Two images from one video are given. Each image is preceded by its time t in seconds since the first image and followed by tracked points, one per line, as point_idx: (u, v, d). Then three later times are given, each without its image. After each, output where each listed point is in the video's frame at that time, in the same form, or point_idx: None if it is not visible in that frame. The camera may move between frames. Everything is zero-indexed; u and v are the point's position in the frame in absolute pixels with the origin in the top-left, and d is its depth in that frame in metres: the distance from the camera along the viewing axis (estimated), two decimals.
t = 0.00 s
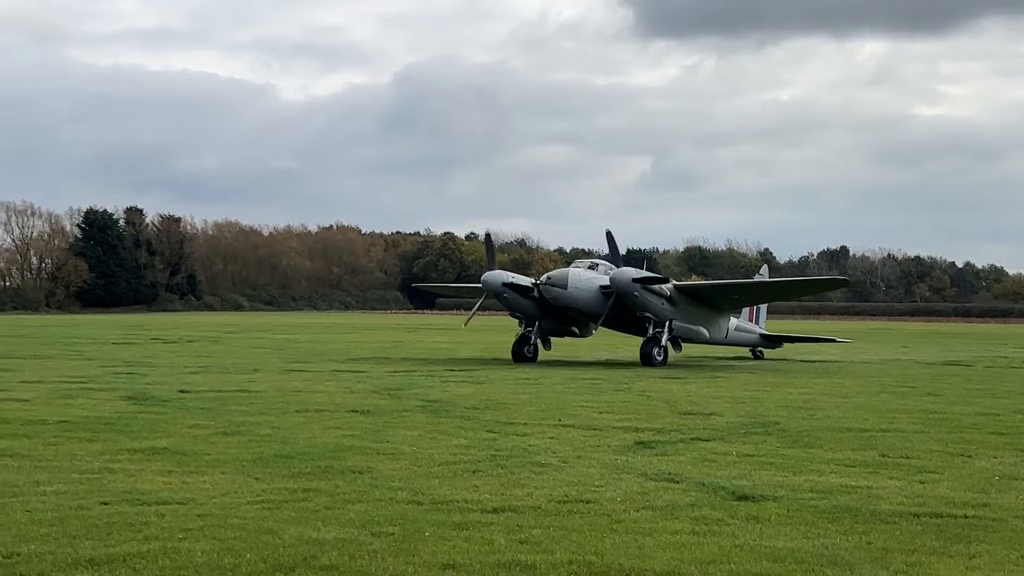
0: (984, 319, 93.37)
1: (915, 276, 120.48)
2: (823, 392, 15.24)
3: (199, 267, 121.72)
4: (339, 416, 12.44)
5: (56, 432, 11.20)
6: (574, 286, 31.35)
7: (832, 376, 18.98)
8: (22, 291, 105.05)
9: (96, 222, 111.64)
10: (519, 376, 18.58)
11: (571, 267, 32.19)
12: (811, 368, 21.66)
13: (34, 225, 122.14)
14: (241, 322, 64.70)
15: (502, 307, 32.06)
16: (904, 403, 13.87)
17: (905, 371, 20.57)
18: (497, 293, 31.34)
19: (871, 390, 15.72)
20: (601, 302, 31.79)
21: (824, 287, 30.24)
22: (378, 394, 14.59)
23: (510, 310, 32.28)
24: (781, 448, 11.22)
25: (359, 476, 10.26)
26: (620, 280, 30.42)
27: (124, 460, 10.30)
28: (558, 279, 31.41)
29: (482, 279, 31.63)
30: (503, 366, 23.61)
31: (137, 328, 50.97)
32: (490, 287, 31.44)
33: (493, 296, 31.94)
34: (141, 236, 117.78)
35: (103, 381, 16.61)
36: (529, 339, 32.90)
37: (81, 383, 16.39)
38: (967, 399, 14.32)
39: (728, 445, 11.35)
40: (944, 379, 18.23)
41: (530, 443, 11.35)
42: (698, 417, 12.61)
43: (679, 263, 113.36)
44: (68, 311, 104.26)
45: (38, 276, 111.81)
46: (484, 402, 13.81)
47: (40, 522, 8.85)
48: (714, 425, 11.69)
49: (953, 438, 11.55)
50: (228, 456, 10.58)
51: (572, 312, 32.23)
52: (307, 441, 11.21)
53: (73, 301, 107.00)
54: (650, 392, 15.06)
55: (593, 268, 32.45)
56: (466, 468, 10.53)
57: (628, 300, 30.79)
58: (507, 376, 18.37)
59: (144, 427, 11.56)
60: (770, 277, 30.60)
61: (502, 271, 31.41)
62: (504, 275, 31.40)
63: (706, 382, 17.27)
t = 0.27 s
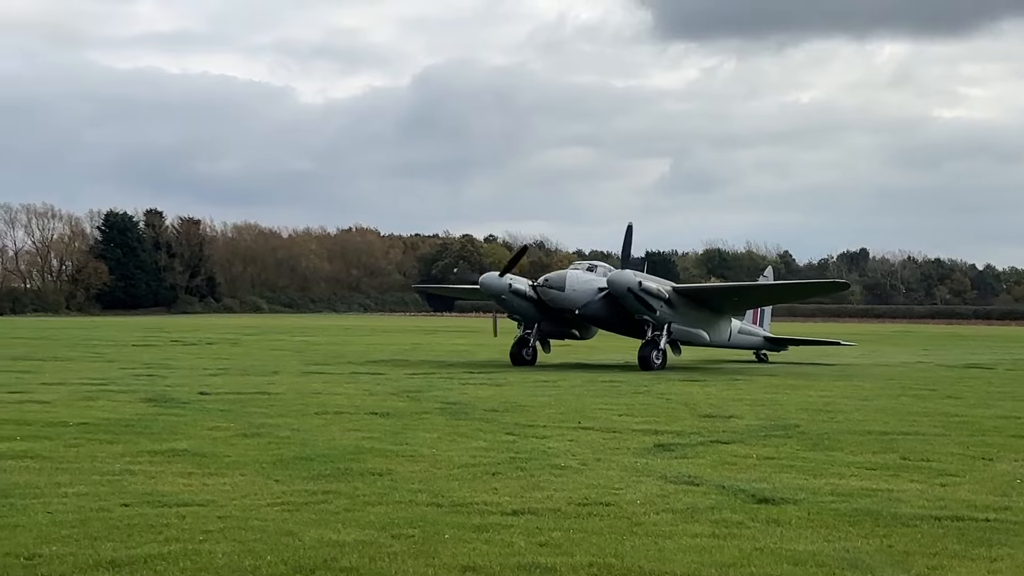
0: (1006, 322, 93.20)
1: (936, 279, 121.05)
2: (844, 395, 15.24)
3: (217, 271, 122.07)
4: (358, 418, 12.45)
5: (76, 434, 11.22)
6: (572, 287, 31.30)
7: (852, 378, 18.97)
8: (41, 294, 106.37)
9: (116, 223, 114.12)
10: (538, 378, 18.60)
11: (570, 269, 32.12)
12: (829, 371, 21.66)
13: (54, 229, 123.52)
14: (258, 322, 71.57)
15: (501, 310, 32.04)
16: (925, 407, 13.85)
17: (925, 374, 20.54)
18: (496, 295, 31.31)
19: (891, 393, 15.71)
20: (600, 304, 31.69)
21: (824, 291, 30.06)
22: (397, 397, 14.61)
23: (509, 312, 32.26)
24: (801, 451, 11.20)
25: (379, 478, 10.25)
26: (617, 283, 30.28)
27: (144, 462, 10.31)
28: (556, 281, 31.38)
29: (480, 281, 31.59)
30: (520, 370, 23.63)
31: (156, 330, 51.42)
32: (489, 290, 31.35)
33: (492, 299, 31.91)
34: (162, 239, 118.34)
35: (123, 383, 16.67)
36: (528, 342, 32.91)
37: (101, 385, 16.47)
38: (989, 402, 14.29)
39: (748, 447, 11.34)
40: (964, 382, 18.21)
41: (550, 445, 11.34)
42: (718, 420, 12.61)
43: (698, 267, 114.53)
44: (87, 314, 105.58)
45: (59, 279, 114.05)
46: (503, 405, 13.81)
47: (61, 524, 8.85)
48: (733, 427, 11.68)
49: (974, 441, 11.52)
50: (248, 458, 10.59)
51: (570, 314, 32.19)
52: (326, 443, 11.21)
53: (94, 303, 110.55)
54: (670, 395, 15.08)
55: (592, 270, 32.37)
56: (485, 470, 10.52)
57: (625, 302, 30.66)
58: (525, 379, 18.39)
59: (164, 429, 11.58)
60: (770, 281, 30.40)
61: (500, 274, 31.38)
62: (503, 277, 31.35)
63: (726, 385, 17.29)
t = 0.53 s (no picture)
0: None
1: (953, 281, 121.65)
2: (862, 398, 15.25)
3: (235, 271, 122.30)
4: (374, 421, 12.45)
5: (94, 436, 11.24)
6: (565, 290, 31.16)
7: (869, 382, 18.99)
8: (58, 296, 107.25)
9: (133, 228, 114.49)
10: (555, 381, 18.63)
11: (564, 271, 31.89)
12: (846, 374, 21.67)
13: (71, 230, 124.45)
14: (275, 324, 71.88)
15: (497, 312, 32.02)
16: (943, 410, 13.85)
17: (942, 376, 20.55)
18: (490, 297, 31.31)
19: (910, 396, 15.71)
20: (595, 306, 31.44)
21: (820, 293, 29.90)
22: (414, 399, 14.62)
23: (505, 314, 32.23)
24: (818, 454, 11.19)
25: (396, 481, 10.25)
26: (611, 284, 30.25)
27: (162, 464, 10.32)
28: (549, 283, 31.25)
29: (475, 283, 31.62)
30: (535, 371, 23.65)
31: (173, 331, 51.64)
32: (483, 291, 31.43)
33: (487, 301, 31.93)
34: (179, 241, 118.48)
35: (140, 386, 16.70)
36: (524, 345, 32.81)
37: (119, 387, 16.51)
38: (1008, 406, 14.29)
39: (765, 450, 11.32)
40: (982, 385, 18.21)
41: (566, 448, 11.33)
42: (734, 423, 12.61)
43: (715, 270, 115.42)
44: (105, 315, 106.40)
45: (76, 281, 115.37)
46: (520, 407, 13.80)
47: (79, 526, 8.86)
48: (750, 430, 11.67)
49: (992, 444, 11.51)
50: (265, 460, 10.60)
51: (565, 318, 31.95)
52: (343, 446, 11.22)
53: (111, 305, 111.16)
54: (687, 398, 15.10)
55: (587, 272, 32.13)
56: (502, 473, 10.51)
57: (619, 304, 30.52)
58: (542, 381, 18.41)
59: (182, 431, 11.60)
60: (765, 282, 30.24)
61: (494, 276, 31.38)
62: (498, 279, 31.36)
63: (743, 388, 17.31)
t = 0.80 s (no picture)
0: None
1: (969, 283, 121.88)
2: (878, 400, 15.26)
3: (250, 273, 122.66)
4: (389, 422, 12.45)
5: (109, 438, 11.26)
6: (557, 291, 30.91)
7: (885, 383, 19.00)
8: (75, 298, 107.69)
9: (148, 228, 113.65)
10: (570, 382, 18.67)
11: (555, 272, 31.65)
12: (861, 375, 21.71)
13: (87, 232, 124.98)
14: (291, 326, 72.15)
15: (488, 312, 32.01)
16: (958, 411, 13.84)
17: (957, 377, 20.55)
18: (481, 298, 31.30)
19: (926, 398, 15.73)
20: (586, 307, 31.19)
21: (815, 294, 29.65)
22: (428, 401, 14.64)
23: (497, 315, 32.19)
24: (833, 456, 11.18)
25: (411, 482, 10.25)
26: (603, 287, 29.92)
27: (177, 466, 10.33)
28: (540, 284, 30.97)
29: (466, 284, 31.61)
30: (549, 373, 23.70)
31: (189, 333, 51.65)
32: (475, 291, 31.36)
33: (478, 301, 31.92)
34: (194, 243, 118.81)
35: (155, 387, 16.77)
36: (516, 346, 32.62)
37: (134, 388, 16.54)
38: None
39: (780, 452, 11.31)
40: (998, 386, 18.22)
41: (581, 449, 11.33)
42: (749, 424, 12.61)
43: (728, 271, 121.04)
44: (121, 316, 106.75)
45: (93, 282, 115.98)
46: (534, 409, 13.81)
47: (95, 528, 8.87)
48: (765, 432, 11.66)
49: (1009, 445, 11.47)
50: (280, 462, 10.61)
51: (556, 319, 31.72)
52: (358, 447, 11.23)
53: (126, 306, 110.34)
54: (702, 399, 15.12)
55: (579, 273, 31.89)
56: (517, 474, 10.51)
57: (612, 305, 30.22)
58: (557, 382, 18.45)
59: (197, 433, 11.60)
60: (760, 283, 29.94)
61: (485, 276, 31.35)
62: (489, 280, 31.33)
63: (759, 389, 17.35)
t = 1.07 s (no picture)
0: None
1: (983, 282, 121.78)
2: (892, 400, 15.26)
3: (264, 273, 122.98)
4: (402, 422, 12.47)
5: (124, 439, 11.28)
6: (545, 292, 30.33)
7: (899, 383, 19.00)
8: (90, 299, 108.40)
9: (162, 229, 115.04)
10: (583, 383, 18.71)
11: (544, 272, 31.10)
12: (876, 375, 21.72)
13: (100, 233, 125.72)
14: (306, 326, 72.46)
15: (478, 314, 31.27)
16: (973, 411, 13.82)
17: (972, 377, 20.54)
18: (470, 299, 30.55)
19: (941, 398, 15.72)
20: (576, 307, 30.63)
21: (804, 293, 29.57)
22: (441, 402, 14.66)
23: (487, 317, 31.46)
24: (847, 457, 11.16)
25: (424, 482, 10.25)
26: (590, 284, 29.70)
27: (191, 467, 10.34)
28: (529, 285, 30.38)
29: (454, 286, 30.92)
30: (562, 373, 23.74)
31: (203, 334, 51.86)
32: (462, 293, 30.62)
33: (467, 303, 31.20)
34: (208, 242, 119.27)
35: (170, 388, 16.83)
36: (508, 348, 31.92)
37: (148, 389, 16.59)
38: None
39: (793, 452, 11.30)
40: (1014, 386, 18.20)
41: (595, 450, 11.33)
42: (763, 425, 12.61)
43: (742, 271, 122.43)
44: (135, 317, 107.37)
45: (107, 284, 116.78)
46: (548, 409, 13.82)
47: (110, 528, 8.88)
48: (779, 432, 11.65)
49: None
50: (294, 463, 10.62)
51: (547, 319, 31.05)
52: (372, 447, 11.24)
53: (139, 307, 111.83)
54: (715, 400, 15.13)
55: (568, 272, 31.35)
56: (530, 475, 10.51)
57: (600, 305, 30.05)
58: (570, 383, 18.48)
59: (211, 434, 11.62)
60: (748, 283, 29.81)
61: (473, 277, 30.70)
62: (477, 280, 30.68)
63: (774, 389, 17.38)
